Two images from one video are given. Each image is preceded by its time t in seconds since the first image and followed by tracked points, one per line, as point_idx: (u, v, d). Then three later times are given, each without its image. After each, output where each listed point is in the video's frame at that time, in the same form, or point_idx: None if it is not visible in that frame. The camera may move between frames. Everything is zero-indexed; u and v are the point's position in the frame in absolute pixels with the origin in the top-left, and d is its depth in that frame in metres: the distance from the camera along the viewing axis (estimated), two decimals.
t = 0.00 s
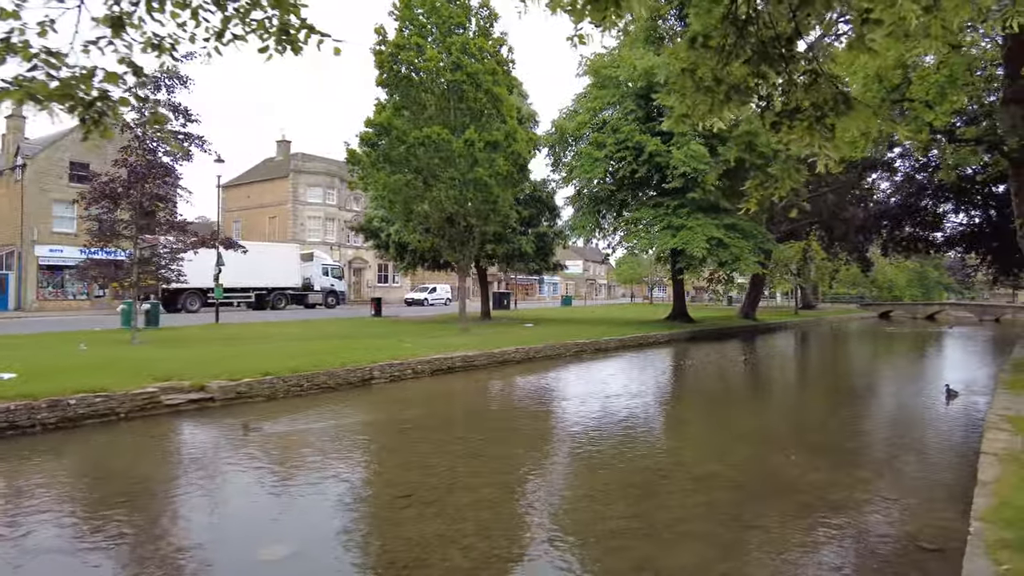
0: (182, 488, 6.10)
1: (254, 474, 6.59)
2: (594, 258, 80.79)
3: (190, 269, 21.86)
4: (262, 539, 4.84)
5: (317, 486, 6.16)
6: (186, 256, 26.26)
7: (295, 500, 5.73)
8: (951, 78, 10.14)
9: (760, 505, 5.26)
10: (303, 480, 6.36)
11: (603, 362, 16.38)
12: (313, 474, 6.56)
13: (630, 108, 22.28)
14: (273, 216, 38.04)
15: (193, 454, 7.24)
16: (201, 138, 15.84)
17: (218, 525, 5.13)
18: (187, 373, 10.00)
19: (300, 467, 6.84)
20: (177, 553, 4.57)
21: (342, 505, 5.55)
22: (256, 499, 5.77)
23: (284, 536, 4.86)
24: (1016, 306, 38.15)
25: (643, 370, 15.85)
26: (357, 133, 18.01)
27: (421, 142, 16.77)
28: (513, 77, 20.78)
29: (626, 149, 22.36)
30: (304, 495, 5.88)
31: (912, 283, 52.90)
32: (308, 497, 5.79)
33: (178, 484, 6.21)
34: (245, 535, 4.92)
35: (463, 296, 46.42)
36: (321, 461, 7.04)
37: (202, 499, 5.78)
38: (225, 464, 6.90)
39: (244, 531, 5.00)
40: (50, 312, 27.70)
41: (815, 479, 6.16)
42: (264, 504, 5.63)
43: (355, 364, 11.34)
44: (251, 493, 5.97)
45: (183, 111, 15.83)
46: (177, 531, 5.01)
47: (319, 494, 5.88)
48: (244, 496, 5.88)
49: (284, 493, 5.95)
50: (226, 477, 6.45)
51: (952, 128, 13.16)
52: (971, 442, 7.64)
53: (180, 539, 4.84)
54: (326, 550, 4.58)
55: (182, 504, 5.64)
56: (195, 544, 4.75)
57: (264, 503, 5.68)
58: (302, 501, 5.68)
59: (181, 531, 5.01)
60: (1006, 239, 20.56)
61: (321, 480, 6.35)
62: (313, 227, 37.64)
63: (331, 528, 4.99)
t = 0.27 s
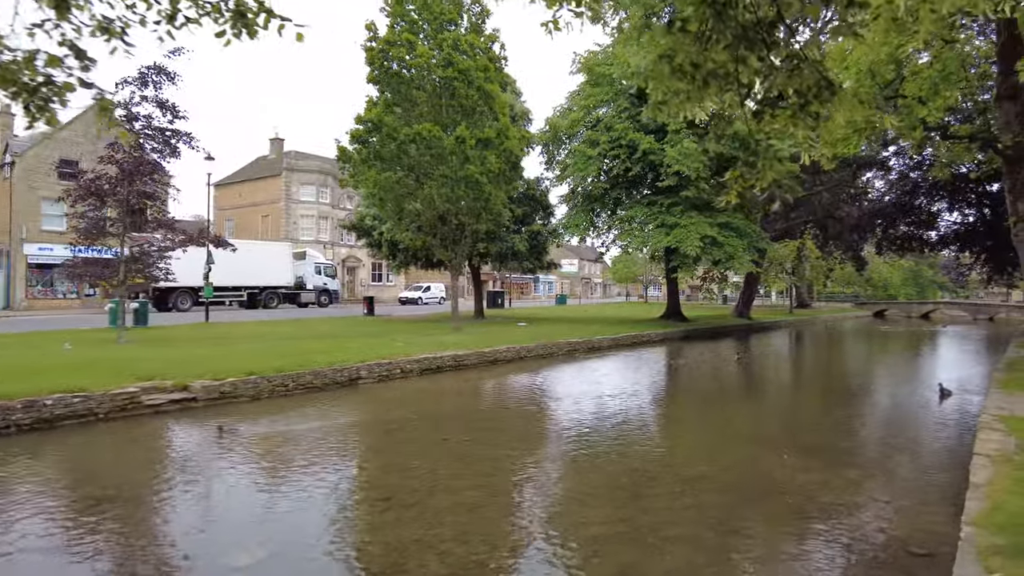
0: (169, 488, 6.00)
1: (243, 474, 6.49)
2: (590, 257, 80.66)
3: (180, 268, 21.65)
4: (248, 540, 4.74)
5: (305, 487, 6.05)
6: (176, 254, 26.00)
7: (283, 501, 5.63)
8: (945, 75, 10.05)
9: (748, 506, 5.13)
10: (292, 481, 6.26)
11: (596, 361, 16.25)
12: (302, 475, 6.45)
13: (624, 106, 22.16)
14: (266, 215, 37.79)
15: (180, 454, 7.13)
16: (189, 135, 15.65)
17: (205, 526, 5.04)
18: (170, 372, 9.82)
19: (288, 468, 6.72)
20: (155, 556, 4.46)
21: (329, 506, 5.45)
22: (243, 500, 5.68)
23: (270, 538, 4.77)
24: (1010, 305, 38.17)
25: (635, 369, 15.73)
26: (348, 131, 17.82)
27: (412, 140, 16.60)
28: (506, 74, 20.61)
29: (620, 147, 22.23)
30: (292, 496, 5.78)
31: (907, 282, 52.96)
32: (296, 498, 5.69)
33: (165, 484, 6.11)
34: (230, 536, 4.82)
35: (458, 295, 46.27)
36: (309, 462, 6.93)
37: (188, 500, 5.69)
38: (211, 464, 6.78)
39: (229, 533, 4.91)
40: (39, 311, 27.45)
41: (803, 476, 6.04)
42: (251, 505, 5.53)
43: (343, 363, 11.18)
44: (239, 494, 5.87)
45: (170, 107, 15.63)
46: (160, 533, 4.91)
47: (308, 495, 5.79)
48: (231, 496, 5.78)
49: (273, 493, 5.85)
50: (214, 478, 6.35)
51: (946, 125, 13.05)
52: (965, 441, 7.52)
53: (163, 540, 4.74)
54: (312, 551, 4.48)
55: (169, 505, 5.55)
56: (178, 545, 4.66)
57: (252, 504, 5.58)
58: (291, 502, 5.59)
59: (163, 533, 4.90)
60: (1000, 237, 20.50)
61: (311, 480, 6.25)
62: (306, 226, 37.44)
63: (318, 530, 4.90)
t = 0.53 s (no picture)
0: (160, 488, 5.93)
1: (235, 474, 6.42)
2: (585, 255, 80.55)
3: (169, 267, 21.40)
4: (237, 540, 4.68)
5: (297, 486, 5.97)
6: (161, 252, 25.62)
7: (274, 500, 5.57)
8: (938, 73, 9.96)
9: (736, 510, 4.99)
10: (284, 480, 6.19)
11: (587, 360, 16.11)
12: (294, 475, 6.36)
13: (617, 104, 22.02)
14: (257, 212, 37.53)
15: (170, 454, 7.04)
16: (177, 132, 15.46)
17: (196, 525, 4.99)
18: (151, 373, 9.61)
19: (280, 467, 6.65)
20: (135, 558, 4.35)
21: (320, 506, 5.39)
22: (234, 500, 5.61)
23: (259, 538, 4.71)
24: (1003, 304, 38.26)
25: (628, 369, 15.60)
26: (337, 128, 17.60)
27: (402, 137, 16.39)
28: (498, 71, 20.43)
29: (613, 146, 22.15)
30: (284, 496, 5.71)
31: (900, 281, 53.05)
32: (289, 497, 5.64)
33: (155, 484, 6.04)
34: (220, 535, 4.76)
35: (452, 294, 46.08)
36: (299, 462, 6.83)
37: (179, 499, 5.62)
38: (201, 464, 6.69)
39: (219, 533, 4.84)
40: (27, 309, 27.14)
41: (794, 477, 5.90)
42: (242, 505, 5.47)
43: (329, 364, 10.99)
44: (232, 493, 5.81)
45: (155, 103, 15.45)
46: (149, 532, 4.84)
47: (295, 496, 5.70)
48: (222, 496, 5.72)
49: (265, 492, 5.80)
50: (206, 477, 6.28)
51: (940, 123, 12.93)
52: (959, 441, 7.41)
53: (151, 540, 4.67)
54: (302, 551, 4.43)
55: (159, 505, 5.48)
56: (166, 545, 4.59)
57: (243, 503, 5.52)
58: (283, 502, 5.53)
59: (152, 533, 4.83)
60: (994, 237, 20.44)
61: (304, 480, 6.18)
62: (298, 223, 37.20)
63: (307, 530, 4.84)
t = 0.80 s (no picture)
0: (151, 488, 5.87)
1: (228, 474, 6.36)
2: (581, 254, 80.48)
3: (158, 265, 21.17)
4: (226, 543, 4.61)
5: (289, 487, 5.91)
6: (155, 250, 25.49)
7: (266, 502, 5.51)
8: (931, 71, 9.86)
9: (725, 517, 4.85)
10: (277, 481, 6.14)
11: (579, 360, 15.98)
12: (287, 476, 6.30)
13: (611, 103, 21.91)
14: (249, 211, 37.27)
15: (161, 455, 6.97)
16: (164, 129, 15.13)
17: (187, 527, 4.93)
18: (132, 373, 9.42)
19: (271, 468, 6.58)
20: (109, 565, 4.22)
21: (312, 508, 5.32)
22: (225, 501, 5.55)
23: (249, 540, 4.65)
24: (996, 304, 38.38)
25: (620, 369, 15.50)
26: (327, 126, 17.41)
27: (393, 134, 16.22)
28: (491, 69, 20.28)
29: (606, 144, 22.06)
30: (276, 497, 5.65)
31: (894, 281, 53.18)
32: (280, 499, 5.58)
33: (145, 485, 5.97)
34: (209, 538, 4.70)
35: (446, 293, 45.92)
36: (290, 462, 6.77)
37: (169, 501, 5.56)
38: (191, 465, 6.61)
39: (209, 535, 4.78)
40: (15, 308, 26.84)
41: (784, 479, 5.78)
42: (234, 506, 5.41)
43: (315, 364, 10.82)
44: (224, 494, 5.75)
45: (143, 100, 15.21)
46: (137, 534, 4.78)
47: (289, 496, 5.64)
48: (213, 497, 5.65)
49: (258, 493, 5.74)
50: (197, 478, 6.21)
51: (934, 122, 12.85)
52: (951, 442, 7.31)
53: (137, 542, 4.60)
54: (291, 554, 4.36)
55: (149, 506, 5.42)
56: (152, 548, 4.51)
57: (235, 504, 5.47)
58: (274, 503, 5.47)
59: (139, 535, 4.76)
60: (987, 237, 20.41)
61: (297, 480, 6.12)
62: (291, 222, 36.98)
63: (297, 533, 4.77)
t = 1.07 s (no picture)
0: (141, 489, 5.80)
1: (220, 475, 6.30)
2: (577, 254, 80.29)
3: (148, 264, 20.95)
4: (215, 545, 4.55)
5: (281, 488, 5.85)
6: (140, 249, 25.14)
7: (258, 502, 5.47)
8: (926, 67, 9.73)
9: (711, 522, 4.70)
10: (269, 482, 6.07)
11: (572, 360, 15.83)
12: (279, 476, 6.24)
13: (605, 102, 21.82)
14: (242, 210, 37.03)
15: (151, 455, 6.90)
16: (151, 126, 14.87)
17: (176, 528, 4.87)
18: (114, 373, 9.21)
19: (263, 468, 6.51)
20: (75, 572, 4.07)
21: (302, 509, 5.26)
22: (216, 502, 5.49)
23: (238, 542, 4.59)
24: (991, 303, 38.36)
25: (613, 368, 15.37)
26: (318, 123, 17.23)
27: (384, 132, 16.05)
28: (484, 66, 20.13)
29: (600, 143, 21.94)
30: (268, 497, 5.62)
31: (890, 280, 53.20)
32: (272, 500, 5.52)
33: (135, 485, 5.91)
34: (198, 539, 4.64)
35: (441, 292, 45.75)
36: (282, 463, 6.69)
37: (159, 501, 5.50)
38: (181, 466, 6.54)
39: (198, 537, 4.72)
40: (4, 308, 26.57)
41: (775, 482, 5.64)
42: (224, 507, 5.35)
43: (302, 364, 10.66)
44: (215, 494, 5.69)
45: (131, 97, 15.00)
46: (125, 535, 4.72)
47: (280, 496, 5.61)
48: (205, 498, 5.59)
49: (249, 494, 5.68)
50: (189, 478, 6.16)
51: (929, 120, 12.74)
52: (945, 443, 7.18)
53: (122, 544, 4.52)
54: (280, 557, 4.30)
55: (139, 506, 5.36)
56: (137, 550, 4.44)
57: (226, 506, 5.41)
58: (266, 504, 5.41)
59: (126, 537, 4.69)
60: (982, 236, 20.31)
61: (289, 481, 6.06)
62: (284, 221, 36.77)
63: (287, 535, 4.71)
